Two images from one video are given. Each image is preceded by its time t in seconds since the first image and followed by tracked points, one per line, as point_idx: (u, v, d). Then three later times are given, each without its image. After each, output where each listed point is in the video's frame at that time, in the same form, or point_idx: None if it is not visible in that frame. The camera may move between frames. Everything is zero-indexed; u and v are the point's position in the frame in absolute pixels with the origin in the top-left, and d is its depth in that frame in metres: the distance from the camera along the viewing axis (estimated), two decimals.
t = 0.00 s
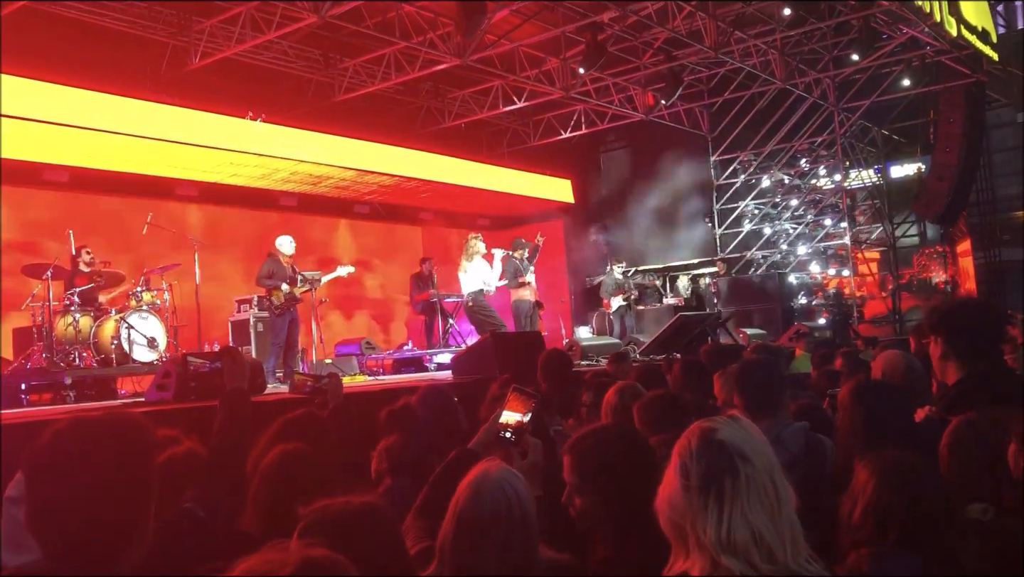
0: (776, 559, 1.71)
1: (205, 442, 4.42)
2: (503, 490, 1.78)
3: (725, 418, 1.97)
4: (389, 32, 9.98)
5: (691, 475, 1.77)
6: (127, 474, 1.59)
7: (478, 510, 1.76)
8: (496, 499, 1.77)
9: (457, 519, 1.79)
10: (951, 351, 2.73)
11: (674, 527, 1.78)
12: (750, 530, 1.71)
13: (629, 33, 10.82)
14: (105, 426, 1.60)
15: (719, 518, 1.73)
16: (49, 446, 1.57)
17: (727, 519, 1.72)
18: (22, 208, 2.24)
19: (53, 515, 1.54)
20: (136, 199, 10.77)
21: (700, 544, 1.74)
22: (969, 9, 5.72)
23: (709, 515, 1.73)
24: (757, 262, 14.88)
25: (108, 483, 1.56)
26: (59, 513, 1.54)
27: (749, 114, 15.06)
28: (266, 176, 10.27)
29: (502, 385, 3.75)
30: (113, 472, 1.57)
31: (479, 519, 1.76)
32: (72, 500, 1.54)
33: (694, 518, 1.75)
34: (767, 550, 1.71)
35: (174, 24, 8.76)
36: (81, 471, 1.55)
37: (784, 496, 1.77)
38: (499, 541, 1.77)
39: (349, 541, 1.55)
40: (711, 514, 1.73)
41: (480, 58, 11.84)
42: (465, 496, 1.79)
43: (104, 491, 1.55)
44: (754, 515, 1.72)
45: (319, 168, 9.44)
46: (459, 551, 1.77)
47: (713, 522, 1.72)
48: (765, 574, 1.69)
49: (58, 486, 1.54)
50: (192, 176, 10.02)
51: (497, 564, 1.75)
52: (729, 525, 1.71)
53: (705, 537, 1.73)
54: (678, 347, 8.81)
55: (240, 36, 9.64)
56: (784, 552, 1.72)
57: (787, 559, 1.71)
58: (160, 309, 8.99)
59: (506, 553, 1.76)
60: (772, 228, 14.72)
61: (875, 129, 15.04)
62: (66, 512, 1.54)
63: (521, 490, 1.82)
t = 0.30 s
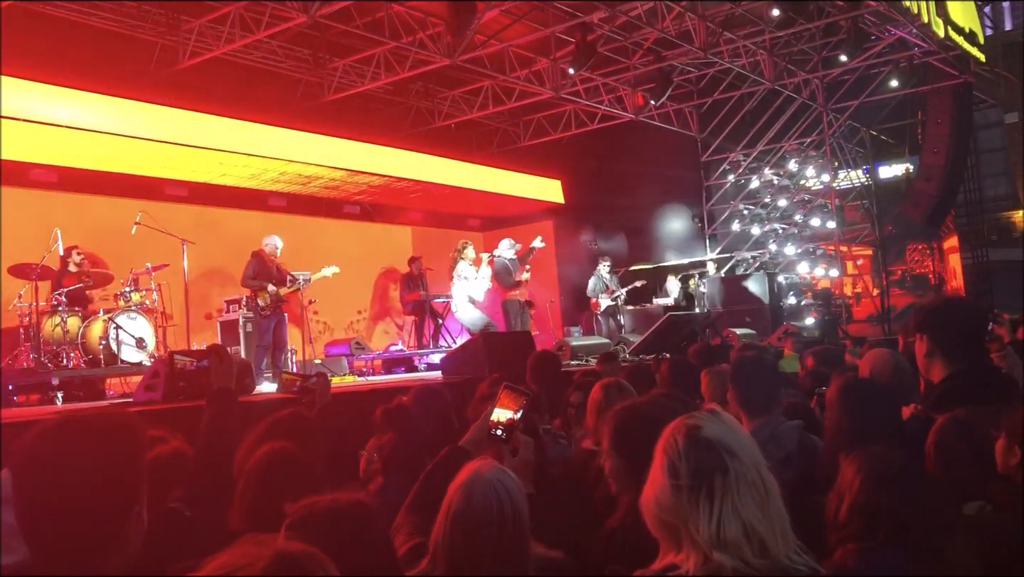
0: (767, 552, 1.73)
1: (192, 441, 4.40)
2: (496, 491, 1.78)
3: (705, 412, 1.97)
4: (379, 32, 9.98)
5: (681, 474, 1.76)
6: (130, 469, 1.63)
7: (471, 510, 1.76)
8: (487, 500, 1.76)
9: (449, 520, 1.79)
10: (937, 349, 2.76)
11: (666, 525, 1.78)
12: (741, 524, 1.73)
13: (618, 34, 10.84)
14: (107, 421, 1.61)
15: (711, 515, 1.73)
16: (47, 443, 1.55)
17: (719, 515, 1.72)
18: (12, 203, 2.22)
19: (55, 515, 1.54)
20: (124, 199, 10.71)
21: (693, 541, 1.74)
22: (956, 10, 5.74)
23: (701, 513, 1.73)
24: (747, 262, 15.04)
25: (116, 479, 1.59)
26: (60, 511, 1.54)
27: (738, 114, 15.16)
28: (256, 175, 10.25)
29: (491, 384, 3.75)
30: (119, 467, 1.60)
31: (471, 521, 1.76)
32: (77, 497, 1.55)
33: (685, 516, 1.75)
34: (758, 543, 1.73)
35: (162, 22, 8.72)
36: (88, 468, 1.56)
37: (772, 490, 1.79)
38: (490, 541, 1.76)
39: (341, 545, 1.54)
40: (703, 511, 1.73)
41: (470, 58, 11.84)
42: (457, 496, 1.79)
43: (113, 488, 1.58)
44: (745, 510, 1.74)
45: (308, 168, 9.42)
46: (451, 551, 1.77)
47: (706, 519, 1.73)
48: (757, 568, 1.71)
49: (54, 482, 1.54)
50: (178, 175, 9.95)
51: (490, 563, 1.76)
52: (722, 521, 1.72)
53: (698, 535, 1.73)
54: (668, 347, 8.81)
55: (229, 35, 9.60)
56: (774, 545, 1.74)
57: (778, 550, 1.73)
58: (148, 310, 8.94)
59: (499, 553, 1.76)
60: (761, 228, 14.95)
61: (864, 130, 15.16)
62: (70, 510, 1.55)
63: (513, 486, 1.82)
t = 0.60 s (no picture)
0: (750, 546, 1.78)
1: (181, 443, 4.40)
2: (496, 490, 1.79)
3: (689, 405, 1.97)
4: (370, 32, 9.97)
5: (667, 473, 1.77)
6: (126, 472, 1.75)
7: (470, 509, 1.77)
8: (488, 498, 1.77)
9: (449, 518, 1.80)
10: (923, 348, 2.78)
11: (652, 522, 1.80)
12: (727, 521, 1.75)
13: (609, 33, 10.88)
14: (111, 427, 1.74)
15: (697, 512, 1.75)
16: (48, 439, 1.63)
17: (705, 514, 1.75)
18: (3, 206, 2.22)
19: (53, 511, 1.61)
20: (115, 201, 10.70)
21: (679, 538, 1.77)
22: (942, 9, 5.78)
23: (687, 511, 1.75)
24: (738, 262, 15.21)
25: (116, 480, 1.70)
26: (61, 508, 1.61)
27: (729, 114, 15.23)
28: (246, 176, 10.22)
29: (482, 384, 3.76)
30: (119, 470, 1.72)
31: (471, 518, 1.77)
32: (78, 493, 1.64)
33: (672, 514, 1.77)
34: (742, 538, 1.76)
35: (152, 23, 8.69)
36: (91, 468, 1.66)
37: (755, 485, 1.81)
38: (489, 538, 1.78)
39: (337, 546, 1.55)
40: (690, 509, 1.75)
41: (461, 58, 11.86)
42: (457, 495, 1.80)
43: (112, 488, 1.69)
44: (731, 507, 1.76)
45: (299, 168, 9.40)
46: (450, 549, 1.78)
47: (692, 517, 1.75)
48: (740, 563, 1.76)
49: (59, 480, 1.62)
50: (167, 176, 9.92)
51: (490, 561, 1.77)
52: (707, 518, 1.74)
53: (685, 532, 1.76)
54: (659, 346, 8.84)
55: (219, 35, 9.59)
56: (756, 538, 1.78)
57: (762, 546, 1.78)
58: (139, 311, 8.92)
59: (497, 551, 1.78)
60: (752, 227, 15.12)
61: (854, 129, 15.31)
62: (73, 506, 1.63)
63: (512, 484, 1.83)
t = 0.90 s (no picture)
0: (740, 541, 1.79)
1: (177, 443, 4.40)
2: (502, 487, 1.81)
3: (679, 403, 2.00)
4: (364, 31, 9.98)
5: (661, 471, 1.78)
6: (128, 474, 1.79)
7: (475, 506, 1.79)
8: (494, 494, 1.80)
9: (455, 515, 1.81)
10: (913, 341, 2.80)
11: (642, 519, 1.81)
12: (718, 517, 1.78)
13: (604, 30, 10.91)
14: (113, 427, 1.78)
15: (689, 508, 1.77)
16: (54, 443, 1.69)
17: (697, 510, 1.77)
18: None
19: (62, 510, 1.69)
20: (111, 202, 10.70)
21: (671, 533, 1.78)
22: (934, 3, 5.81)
23: (679, 508, 1.77)
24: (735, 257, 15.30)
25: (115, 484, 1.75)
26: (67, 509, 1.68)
27: (724, 109, 15.29)
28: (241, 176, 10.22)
29: (478, 381, 3.76)
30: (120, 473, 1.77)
31: (478, 516, 1.78)
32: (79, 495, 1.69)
33: (663, 511, 1.78)
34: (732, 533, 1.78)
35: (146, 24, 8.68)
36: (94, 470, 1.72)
37: (746, 482, 1.84)
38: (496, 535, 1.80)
39: (341, 543, 1.57)
40: (681, 505, 1.77)
41: (456, 56, 11.88)
42: (464, 491, 1.81)
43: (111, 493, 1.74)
44: (722, 503, 1.78)
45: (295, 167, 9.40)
46: (456, 546, 1.79)
47: (684, 513, 1.77)
48: (731, 559, 1.77)
49: (63, 483, 1.68)
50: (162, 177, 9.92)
51: (494, 558, 1.79)
52: (699, 514, 1.76)
53: (676, 528, 1.77)
54: (655, 342, 8.87)
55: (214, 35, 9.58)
56: (747, 533, 1.81)
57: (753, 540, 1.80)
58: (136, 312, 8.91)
59: (503, 546, 1.80)
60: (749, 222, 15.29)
61: (849, 123, 15.39)
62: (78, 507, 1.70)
63: (517, 481, 1.84)
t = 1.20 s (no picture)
0: (735, 529, 1.86)
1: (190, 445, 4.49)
2: (505, 478, 1.89)
3: (676, 397, 2.07)
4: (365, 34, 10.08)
5: (661, 462, 1.86)
6: (153, 474, 1.89)
7: (481, 496, 1.88)
8: (498, 485, 1.88)
9: (461, 505, 1.90)
10: (902, 333, 2.88)
11: (642, 507, 1.89)
12: (715, 506, 1.84)
13: (603, 29, 10.98)
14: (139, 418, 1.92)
15: (687, 497, 1.84)
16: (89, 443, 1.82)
17: (695, 498, 1.83)
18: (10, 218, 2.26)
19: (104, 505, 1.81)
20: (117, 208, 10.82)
21: (669, 520, 1.85)
22: None
23: (678, 497, 1.84)
24: (738, 252, 15.41)
25: (139, 483, 1.86)
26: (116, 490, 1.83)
27: (724, 105, 15.38)
28: (245, 180, 10.31)
29: (483, 379, 3.85)
30: (143, 472, 1.87)
31: (483, 506, 1.87)
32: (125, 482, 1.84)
33: (662, 500, 1.86)
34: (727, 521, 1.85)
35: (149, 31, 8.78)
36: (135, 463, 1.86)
37: (740, 473, 1.91)
38: (502, 525, 1.89)
39: (357, 532, 1.66)
40: (680, 494, 1.84)
41: (457, 57, 11.96)
42: (469, 483, 1.90)
43: (136, 490, 1.85)
44: (719, 492, 1.85)
45: (299, 170, 9.51)
46: (462, 535, 1.88)
47: (682, 502, 1.83)
48: (724, 545, 1.84)
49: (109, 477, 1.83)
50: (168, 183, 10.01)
51: (500, 547, 1.88)
52: (697, 503, 1.83)
53: (675, 516, 1.84)
54: (658, 338, 8.94)
55: (217, 42, 9.68)
56: (742, 521, 1.87)
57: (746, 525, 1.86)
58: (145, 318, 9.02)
59: (507, 534, 1.89)
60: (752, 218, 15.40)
61: (850, 116, 15.47)
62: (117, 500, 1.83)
63: (520, 473, 1.93)
